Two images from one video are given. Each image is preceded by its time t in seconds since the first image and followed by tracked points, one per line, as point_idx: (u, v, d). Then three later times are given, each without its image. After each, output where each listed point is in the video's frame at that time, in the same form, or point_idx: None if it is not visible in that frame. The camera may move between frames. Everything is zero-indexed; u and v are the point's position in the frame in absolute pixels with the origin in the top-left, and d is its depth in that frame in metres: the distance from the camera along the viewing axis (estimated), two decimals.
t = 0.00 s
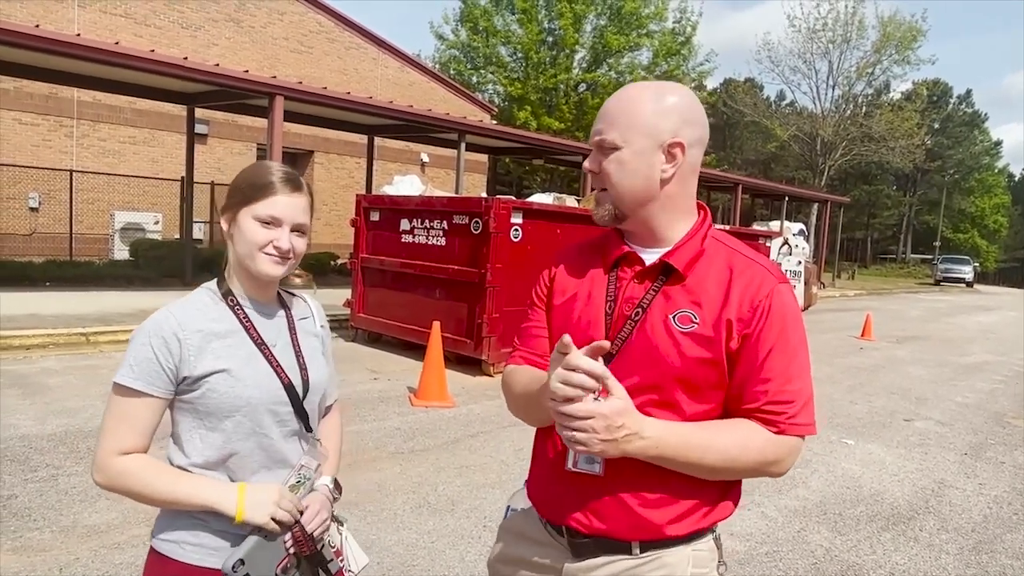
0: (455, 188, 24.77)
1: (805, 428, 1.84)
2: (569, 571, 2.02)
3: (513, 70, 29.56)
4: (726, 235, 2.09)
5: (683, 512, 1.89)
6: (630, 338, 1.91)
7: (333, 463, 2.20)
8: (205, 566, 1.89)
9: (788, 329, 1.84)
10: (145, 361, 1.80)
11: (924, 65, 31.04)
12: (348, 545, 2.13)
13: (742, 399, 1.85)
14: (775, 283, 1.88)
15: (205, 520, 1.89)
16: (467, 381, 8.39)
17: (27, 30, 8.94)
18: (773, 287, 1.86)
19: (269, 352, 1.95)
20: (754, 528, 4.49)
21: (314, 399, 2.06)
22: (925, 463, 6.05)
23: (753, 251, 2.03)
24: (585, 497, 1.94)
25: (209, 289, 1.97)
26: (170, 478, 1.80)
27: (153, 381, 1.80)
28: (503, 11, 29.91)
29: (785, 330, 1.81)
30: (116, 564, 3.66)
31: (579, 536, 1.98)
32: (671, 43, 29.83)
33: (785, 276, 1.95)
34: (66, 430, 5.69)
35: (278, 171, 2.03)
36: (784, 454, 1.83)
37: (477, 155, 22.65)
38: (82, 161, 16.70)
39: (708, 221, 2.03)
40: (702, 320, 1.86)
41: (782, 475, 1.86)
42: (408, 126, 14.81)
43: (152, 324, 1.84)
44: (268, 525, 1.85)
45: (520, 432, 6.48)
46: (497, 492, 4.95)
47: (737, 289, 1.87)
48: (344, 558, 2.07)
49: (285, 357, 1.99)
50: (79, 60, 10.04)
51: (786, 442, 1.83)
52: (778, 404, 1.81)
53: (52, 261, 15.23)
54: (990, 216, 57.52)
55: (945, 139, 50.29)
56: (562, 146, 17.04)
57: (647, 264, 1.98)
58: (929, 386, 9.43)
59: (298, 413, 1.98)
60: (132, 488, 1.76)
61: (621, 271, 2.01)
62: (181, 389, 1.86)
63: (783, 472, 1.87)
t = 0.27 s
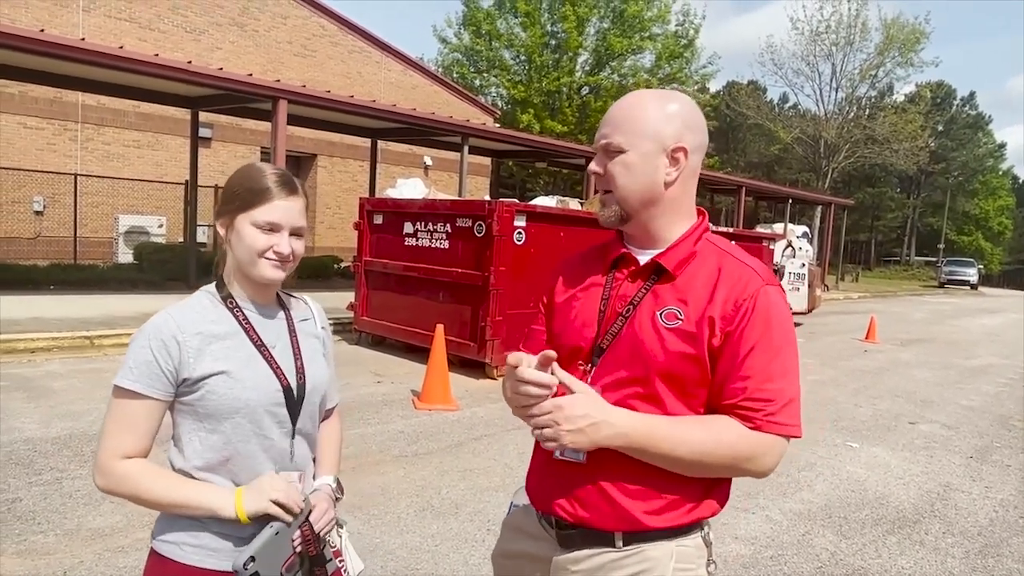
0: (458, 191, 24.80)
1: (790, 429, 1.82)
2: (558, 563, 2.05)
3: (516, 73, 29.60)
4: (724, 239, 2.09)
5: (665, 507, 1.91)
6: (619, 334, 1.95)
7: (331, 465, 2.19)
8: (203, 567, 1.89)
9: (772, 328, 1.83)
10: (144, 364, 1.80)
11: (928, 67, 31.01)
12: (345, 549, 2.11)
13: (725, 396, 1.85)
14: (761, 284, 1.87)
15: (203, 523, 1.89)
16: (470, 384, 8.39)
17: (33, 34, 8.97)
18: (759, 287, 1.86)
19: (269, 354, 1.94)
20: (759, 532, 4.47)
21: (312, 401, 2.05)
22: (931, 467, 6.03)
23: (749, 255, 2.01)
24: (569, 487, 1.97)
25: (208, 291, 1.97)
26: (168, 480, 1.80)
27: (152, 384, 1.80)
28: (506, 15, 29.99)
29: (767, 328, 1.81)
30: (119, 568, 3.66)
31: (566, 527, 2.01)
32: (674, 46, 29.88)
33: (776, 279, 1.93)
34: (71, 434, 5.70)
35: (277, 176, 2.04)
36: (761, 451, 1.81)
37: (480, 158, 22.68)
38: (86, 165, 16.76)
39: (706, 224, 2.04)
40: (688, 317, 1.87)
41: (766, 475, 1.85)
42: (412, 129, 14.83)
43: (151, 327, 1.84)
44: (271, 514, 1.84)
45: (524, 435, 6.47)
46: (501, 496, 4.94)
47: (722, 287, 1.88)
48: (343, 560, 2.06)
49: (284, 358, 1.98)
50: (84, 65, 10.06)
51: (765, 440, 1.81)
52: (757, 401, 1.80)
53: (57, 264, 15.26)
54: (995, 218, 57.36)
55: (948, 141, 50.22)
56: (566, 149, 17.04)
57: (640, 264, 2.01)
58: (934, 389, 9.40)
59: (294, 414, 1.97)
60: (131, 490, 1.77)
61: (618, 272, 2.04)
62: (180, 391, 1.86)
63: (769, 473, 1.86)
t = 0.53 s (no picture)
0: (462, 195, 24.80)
1: (766, 414, 1.90)
2: (549, 546, 2.15)
3: (519, 77, 29.65)
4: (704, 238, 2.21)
5: (644, 491, 2.01)
6: (604, 324, 2.08)
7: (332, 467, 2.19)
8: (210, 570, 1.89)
9: (749, 319, 1.92)
10: (147, 370, 1.80)
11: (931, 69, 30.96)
12: (348, 553, 2.10)
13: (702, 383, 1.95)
14: (738, 279, 1.97)
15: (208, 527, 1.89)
16: (474, 388, 8.39)
17: (38, 40, 9.01)
18: (736, 281, 1.96)
19: (271, 356, 1.95)
20: (764, 536, 4.46)
21: (315, 403, 2.05)
22: (936, 471, 6.00)
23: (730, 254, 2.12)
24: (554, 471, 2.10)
25: (208, 295, 1.96)
26: (173, 485, 1.80)
27: (157, 391, 1.80)
28: (509, 19, 30.04)
29: (743, 319, 1.90)
30: (123, 572, 3.66)
31: (555, 512, 2.12)
32: (677, 49, 29.90)
33: (752, 274, 2.03)
34: (75, 438, 5.71)
35: (278, 182, 2.04)
36: (737, 435, 1.90)
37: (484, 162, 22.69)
38: (91, 169, 16.81)
39: (689, 222, 2.15)
40: (667, 308, 1.99)
41: (746, 458, 1.93)
42: (416, 133, 14.85)
43: (153, 334, 1.84)
44: (288, 515, 1.86)
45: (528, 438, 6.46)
46: (504, 499, 4.93)
47: (700, 279, 1.99)
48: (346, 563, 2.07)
49: (286, 361, 1.98)
50: (89, 70, 10.10)
51: (742, 424, 1.90)
52: (732, 388, 1.89)
53: (61, 269, 15.29)
54: (1000, 221, 57.15)
55: (952, 144, 50.16)
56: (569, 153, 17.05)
57: (624, 258, 2.13)
58: (939, 392, 9.37)
59: (298, 417, 1.97)
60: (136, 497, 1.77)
61: (605, 269, 2.18)
62: (183, 397, 1.85)
63: (750, 456, 1.95)
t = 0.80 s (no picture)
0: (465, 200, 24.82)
1: (758, 397, 1.98)
2: (557, 533, 2.23)
3: (522, 81, 29.69)
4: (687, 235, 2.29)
5: (647, 480, 2.09)
6: (600, 323, 2.15)
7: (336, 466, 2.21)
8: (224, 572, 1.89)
9: (737, 308, 2.00)
10: (163, 382, 1.78)
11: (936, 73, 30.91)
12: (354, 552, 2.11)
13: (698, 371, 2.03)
14: (723, 271, 2.05)
15: (221, 528, 1.89)
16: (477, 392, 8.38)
17: (44, 46, 9.05)
18: (721, 274, 2.04)
19: (280, 360, 1.95)
20: (770, 540, 4.44)
21: (324, 403, 2.06)
22: (943, 475, 5.98)
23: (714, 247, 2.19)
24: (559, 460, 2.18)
25: (214, 302, 1.95)
26: (191, 489, 1.80)
27: (174, 401, 1.79)
28: (512, 23, 30.11)
29: (732, 309, 1.97)
30: None
31: (563, 501, 2.20)
32: (680, 53, 29.93)
33: (737, 265, 2.10)
34: (80, 442, 5.72)
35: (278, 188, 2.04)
36: (738, 419, 1.97)
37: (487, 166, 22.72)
38: (96, 174, 16.87)
39: (670, 220, 2.23)
40: (658, 304, 2.07)
41: (746, 439, 2.00)
42: (419, 138, 14.88)
43: (164, 344, 1.82)
44: (309, 506, 1.87)
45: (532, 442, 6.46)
46: (508, 504, 4.93)
47: (687, 274, 2.07)
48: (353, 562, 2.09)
49: (294, 364, 1.99)
50: (95, 75, 10.14)
51: (739, 407, 1.97)
52: (726, 377, 1.97)
53: (67, 274, 15.32)
54: (1005, 224, 56.98)
55: (956, 147, 50.08)
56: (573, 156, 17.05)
57: (614, 259, 2.20)
58: (945, 396, 9.33)
59: (309, 418, 1.98)
60: (156, 505, 1.77)
61: (597, 271, 2.25)
62: (198, 405, 1.85)
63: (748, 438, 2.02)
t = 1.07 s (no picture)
0: (469, 204, 24.84)
1: (760, 388, 2.01)
2: (571, 532, 2.25)
3: (525, 86, 29.74)
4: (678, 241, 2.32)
5: (659, 475, 2.13)
6: (605, 330, 2.15)
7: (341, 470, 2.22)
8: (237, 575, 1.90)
9: (736, 306, 2.04)
10: (177, 392, 1.77)
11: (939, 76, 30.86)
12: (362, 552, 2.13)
13: (703, 369, 2.06)
14: (719, 271, 2.09)
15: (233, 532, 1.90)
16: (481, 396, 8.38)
17: (50, 52, 9.09)
18: (717, 274, 2.08)
19: (288, 365, 1.95)
20: (775, 545, 4.43)
21: (330, 406, 2.08)
22: (949, 479, 5.96)
23: (705, 249, 2.23)
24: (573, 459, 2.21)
25: (222, 308, 1.94)
26: (208, 494, 1.81)
27: (189, 409, 1.78)
28: (515, 28, 30.17)
29: (731, 306, 2.01)
30: None
31: (578, 502, 2.23)
32: (683, 57, 29.95)
33: (731, 265, 2.15)
34: (85, 446, 5.74)
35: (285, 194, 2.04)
36: (746, 411, 2.01)
37: (490, 170, 22.74)
38: (101, 179, 16.93)
39: (662, 226, 2.26)
40: (661, 307, 2.09)
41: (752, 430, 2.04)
42: (423, 142, 14.90)
43: (178, 351, 1.81)
44: (327, 503, 1.91)
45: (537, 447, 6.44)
46: (513, 508, 4.92)
47: (685, 276, 2.11)
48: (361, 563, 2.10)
49: (301, 368, 1.99)
50: (100, 81, 10.19)
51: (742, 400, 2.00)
52: (731, 372, 2.00)
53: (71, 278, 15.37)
54: (1010, 227, 56.82)
55: (960, 150, 50.01)
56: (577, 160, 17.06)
57: (611, 267, 2.21)
58: (951, 400, 9.29)
59: (317, 422, 2.00)
60: (174, 510, 1.77)
61: (594, 280, 2.26)
62: (211, 413, 1.84)
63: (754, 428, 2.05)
